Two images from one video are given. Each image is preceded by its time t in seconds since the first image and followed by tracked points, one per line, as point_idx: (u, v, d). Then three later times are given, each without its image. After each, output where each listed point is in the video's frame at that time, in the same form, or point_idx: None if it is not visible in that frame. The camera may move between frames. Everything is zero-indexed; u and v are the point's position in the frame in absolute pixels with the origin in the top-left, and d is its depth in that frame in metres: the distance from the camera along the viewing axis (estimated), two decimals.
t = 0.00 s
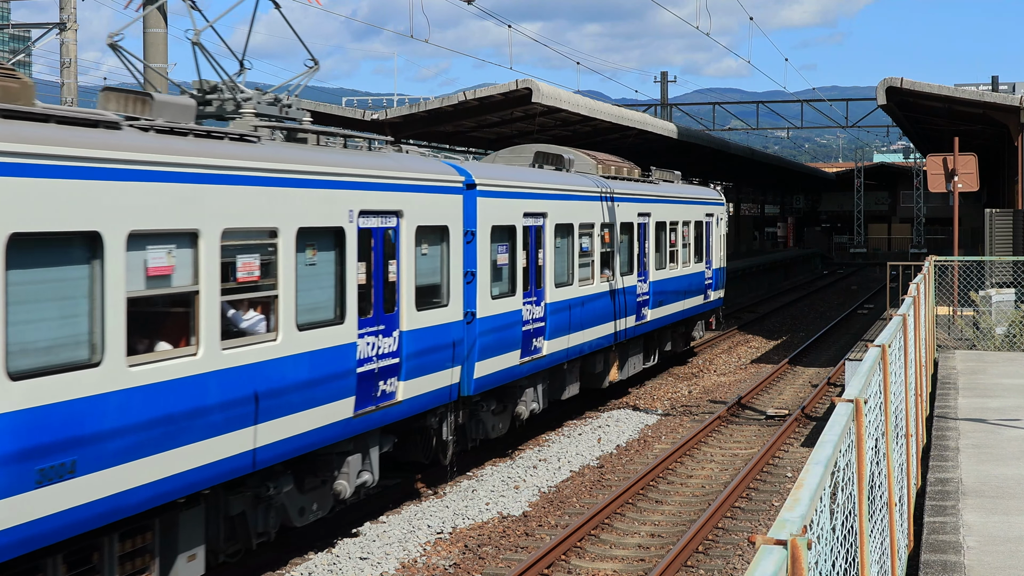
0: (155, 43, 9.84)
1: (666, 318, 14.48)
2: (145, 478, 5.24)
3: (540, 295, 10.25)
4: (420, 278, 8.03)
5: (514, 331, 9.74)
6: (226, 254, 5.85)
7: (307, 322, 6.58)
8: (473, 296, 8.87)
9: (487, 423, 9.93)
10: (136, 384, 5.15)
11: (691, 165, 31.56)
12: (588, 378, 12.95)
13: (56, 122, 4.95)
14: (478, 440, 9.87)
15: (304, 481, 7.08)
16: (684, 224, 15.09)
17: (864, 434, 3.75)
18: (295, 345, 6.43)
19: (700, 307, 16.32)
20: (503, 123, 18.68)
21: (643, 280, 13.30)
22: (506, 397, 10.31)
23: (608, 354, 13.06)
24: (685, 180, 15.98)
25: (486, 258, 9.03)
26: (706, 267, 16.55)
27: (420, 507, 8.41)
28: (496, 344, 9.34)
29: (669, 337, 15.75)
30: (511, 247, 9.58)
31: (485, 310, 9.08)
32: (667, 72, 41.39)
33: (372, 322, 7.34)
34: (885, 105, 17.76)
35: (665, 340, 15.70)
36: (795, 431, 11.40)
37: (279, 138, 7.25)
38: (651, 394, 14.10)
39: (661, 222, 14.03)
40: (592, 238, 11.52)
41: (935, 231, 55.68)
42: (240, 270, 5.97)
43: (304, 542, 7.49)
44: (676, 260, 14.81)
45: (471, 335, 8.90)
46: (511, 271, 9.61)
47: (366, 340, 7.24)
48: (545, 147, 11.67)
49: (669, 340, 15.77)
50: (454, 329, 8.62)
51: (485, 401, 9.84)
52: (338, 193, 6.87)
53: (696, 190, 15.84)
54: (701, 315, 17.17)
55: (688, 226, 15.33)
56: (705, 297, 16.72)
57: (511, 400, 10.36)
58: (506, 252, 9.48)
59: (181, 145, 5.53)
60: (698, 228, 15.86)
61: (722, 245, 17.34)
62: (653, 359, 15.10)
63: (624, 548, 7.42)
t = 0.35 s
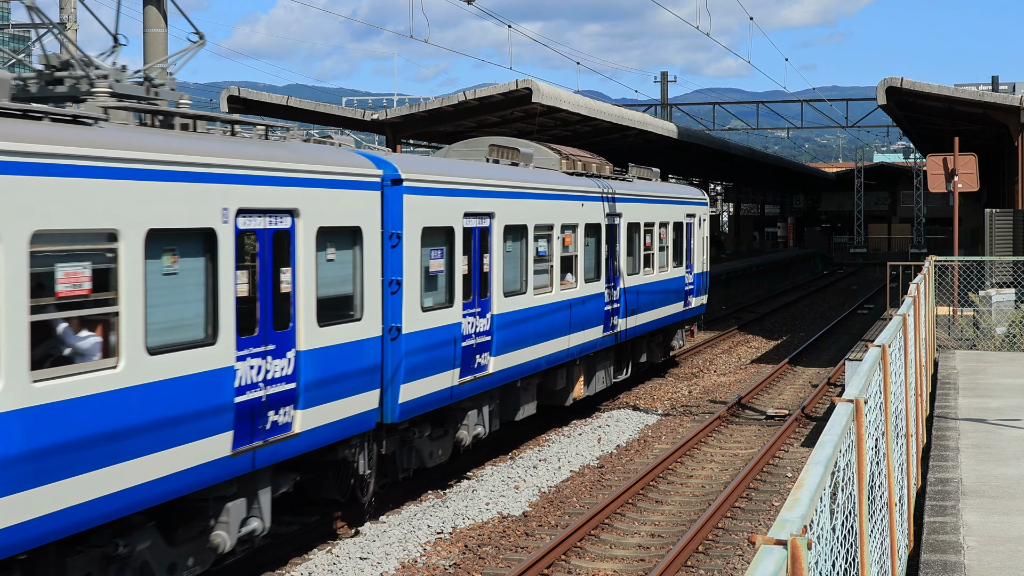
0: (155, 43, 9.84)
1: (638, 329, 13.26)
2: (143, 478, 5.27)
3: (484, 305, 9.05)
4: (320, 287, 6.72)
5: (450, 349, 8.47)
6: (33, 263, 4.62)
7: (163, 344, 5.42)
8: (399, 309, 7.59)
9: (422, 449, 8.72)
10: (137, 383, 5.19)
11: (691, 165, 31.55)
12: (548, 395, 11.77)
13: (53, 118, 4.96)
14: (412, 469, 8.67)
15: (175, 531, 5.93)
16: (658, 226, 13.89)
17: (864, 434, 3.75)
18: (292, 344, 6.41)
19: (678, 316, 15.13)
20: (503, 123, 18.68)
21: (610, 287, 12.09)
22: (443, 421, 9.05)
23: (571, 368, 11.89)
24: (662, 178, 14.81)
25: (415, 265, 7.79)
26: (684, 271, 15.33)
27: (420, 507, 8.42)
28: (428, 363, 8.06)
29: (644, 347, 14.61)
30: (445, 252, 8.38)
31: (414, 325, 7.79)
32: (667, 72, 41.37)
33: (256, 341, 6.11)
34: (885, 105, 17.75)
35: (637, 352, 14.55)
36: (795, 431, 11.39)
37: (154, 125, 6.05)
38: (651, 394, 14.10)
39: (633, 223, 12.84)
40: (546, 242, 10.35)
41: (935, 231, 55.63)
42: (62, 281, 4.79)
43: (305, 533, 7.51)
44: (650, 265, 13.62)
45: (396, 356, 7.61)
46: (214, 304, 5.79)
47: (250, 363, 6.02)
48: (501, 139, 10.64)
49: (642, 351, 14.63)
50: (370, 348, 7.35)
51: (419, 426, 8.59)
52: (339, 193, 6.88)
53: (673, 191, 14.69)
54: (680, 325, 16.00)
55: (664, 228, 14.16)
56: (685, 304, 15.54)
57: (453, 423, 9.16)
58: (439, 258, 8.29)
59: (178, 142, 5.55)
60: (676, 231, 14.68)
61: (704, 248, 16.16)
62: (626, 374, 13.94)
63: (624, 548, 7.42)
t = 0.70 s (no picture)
0: (155, 44, 9.84)
1: (604, 342, 12.02)
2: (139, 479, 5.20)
3: (410, 318, 7.76)
4: (184, 302, 5.54)
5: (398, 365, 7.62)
6: None
7: None
8: (294, 325, 6.35)
9: (335, 486, 7.45)
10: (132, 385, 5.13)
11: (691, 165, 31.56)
12: (496, 415, 10.54)
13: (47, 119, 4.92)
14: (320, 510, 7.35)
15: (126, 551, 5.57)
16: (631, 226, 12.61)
17: (864, 434, 3.75)
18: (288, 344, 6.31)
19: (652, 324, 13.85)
20: (504, 123, 18.67)
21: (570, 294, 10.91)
22: (363, 453, 7.74)
23: (524, 385, 10.63)
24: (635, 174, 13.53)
25: (314, 272, 6.51)
26: (660, 276, 14.02)
27: (420, 507, 8.41)
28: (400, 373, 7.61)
29: (613, 358, 13.36)
30: (358, 259, 7.09)
31: (312, 346, 6.51)
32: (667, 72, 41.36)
33: (89, 370, 4.86)
34: (885, 105, 17.75)
35: (604, 364, 13.26)
36: (795, 431, 11.39)
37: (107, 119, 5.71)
38: (651, 393, 14.10)
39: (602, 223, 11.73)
40: (488, 245, 9.13)
41: (935, 231, 55.66)
42: None
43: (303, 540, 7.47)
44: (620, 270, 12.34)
45: (290, 382, 6.35)
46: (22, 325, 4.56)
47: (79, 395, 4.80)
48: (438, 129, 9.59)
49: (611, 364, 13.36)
50: (256, 372, 6.10)
51: (329, 459, 7.25)
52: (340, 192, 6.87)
53: (648, 190, 13.41)
54: (654, 334, 14.70)
55: (637, 229, 12.88)
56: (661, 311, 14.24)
57: (374, 453, 7.81)
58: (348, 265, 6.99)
59: (174, 141, 5.52)
60: (649, 234, 13.41)
61: (683, 250, 14.87)
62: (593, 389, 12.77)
63: (624, 548, 7.42)
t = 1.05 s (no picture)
0: (155, 44, 9.84)
1: (558, 356, 10.76)
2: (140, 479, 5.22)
3: (305, 335, 6.49)
4: None
5: (400, 365, 7.68)
6: None
7: None
8: (140, 343, 5.17)
9: (215, 536, 6.14)
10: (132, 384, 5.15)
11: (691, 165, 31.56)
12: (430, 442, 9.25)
13: (39, 120, 4.94)
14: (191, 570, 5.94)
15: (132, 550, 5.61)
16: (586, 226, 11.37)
17: (864, 434, 3.75)
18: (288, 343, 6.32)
19: (618, 334, 12.54)
20: (503, 124, 18.67)
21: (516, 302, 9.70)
22: (252, 496, 6.44)
23: (462, 407, 9.34)
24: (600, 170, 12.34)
25: (167, 279, 5.35)
26: (628, 281, 12.73)
27: (420, 507, 8.41)
28: (398, 373, 7.66)
29: (576, 372, 12.13)
30: (232, 265, 5.92)
31: (223, 360, 5.76)
32: (667, 72, 41.32)
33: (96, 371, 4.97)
34: (885, 105, 17.76)
35: (564, 380, 12.01)
36: (795, 431, 11.39)
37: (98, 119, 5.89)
38: (651, 394, 14.10)
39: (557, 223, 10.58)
40: (413, 247, 7.90)
41: (935, 231, 55.67)
42: None
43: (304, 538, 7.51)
44: (575, 274, 11.09)
45: (135, 418, 5.14)
46: None
47: None
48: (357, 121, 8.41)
49: (573, 378, 12.09)
50: (84, 407, 4.90)
51: (202, 507, 5.98)
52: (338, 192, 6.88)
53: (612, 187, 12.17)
54: (622, 344, 13.41)
55: (598, 230, 11.67)
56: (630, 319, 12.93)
57: (264, 493, 6.48)
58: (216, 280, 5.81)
59: (165, 138, 5.48)
60: (614, 235, 12.18)
61: (654, 253, 13.62)
62: (551, 408, 11.47)
63: (624, 548, 7.42)
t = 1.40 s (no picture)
0: (155, 44, 9.84)
1: (505, 373, 9.58)
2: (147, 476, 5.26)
3: (154, 362, 5.28)
4: None
5: (404, 364, 7.76)
6: None
7: None
8: None
9: None
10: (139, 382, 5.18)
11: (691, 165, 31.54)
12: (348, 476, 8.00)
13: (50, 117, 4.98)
14: None
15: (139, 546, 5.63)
16: (537, 227, 10.17)
17: (864, 434, 3.75)
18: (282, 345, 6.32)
19: (583, 347, 11.42)
20: (503, 123, 18.66)
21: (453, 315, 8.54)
22: (86, 560, 5.27)
23: (384, 436, 8.07)
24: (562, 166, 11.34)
25: None
26: (591, 288, 11.56)
27: (420, 507, 8.41)
28: (401, 372, 7.72)
29: (531, 389, 10.92)
30: (45, 276, 4.74)
31: (229, 358, 5.85)
32: (667, 72, 41.28)
33: (120, 362, 5.06)
34: (885, 105, 17.76)
35: (516, 399, 10.78)
36: (795, 431, 11.39)
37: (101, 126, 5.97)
38: (651, 394, 14.09)
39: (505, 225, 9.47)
40: (311, 253, 6.67)
41: (936, 231, 55.67)
42: None
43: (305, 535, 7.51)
44: (524, 280, 9.91)
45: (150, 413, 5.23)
46: None
47: None
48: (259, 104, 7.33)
49: (527, 396, 10.88)
50: None
51: None
52: (339, 191, 6.89)
53: (569, 184, 11.00)
54: (587, 357, 12.23)
55: (552, 230, 10.52)
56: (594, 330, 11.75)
57: (102, 556, 5.29)
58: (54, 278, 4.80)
59: (162, 138, 5.49)
60: (574, 236, 11.03)
61: (621, 256, 12.47)
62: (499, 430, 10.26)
63: (624, 548, 7.42)
